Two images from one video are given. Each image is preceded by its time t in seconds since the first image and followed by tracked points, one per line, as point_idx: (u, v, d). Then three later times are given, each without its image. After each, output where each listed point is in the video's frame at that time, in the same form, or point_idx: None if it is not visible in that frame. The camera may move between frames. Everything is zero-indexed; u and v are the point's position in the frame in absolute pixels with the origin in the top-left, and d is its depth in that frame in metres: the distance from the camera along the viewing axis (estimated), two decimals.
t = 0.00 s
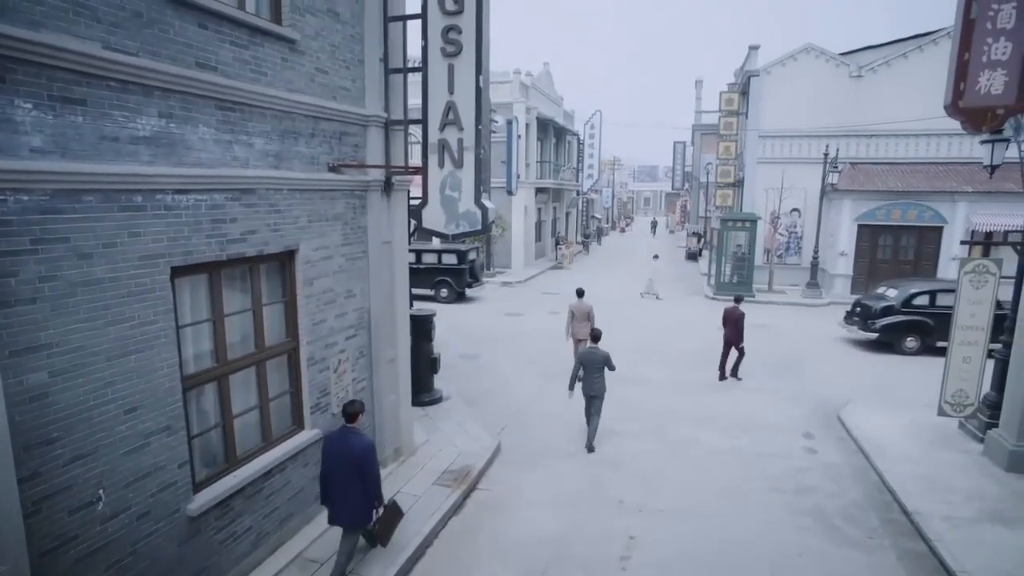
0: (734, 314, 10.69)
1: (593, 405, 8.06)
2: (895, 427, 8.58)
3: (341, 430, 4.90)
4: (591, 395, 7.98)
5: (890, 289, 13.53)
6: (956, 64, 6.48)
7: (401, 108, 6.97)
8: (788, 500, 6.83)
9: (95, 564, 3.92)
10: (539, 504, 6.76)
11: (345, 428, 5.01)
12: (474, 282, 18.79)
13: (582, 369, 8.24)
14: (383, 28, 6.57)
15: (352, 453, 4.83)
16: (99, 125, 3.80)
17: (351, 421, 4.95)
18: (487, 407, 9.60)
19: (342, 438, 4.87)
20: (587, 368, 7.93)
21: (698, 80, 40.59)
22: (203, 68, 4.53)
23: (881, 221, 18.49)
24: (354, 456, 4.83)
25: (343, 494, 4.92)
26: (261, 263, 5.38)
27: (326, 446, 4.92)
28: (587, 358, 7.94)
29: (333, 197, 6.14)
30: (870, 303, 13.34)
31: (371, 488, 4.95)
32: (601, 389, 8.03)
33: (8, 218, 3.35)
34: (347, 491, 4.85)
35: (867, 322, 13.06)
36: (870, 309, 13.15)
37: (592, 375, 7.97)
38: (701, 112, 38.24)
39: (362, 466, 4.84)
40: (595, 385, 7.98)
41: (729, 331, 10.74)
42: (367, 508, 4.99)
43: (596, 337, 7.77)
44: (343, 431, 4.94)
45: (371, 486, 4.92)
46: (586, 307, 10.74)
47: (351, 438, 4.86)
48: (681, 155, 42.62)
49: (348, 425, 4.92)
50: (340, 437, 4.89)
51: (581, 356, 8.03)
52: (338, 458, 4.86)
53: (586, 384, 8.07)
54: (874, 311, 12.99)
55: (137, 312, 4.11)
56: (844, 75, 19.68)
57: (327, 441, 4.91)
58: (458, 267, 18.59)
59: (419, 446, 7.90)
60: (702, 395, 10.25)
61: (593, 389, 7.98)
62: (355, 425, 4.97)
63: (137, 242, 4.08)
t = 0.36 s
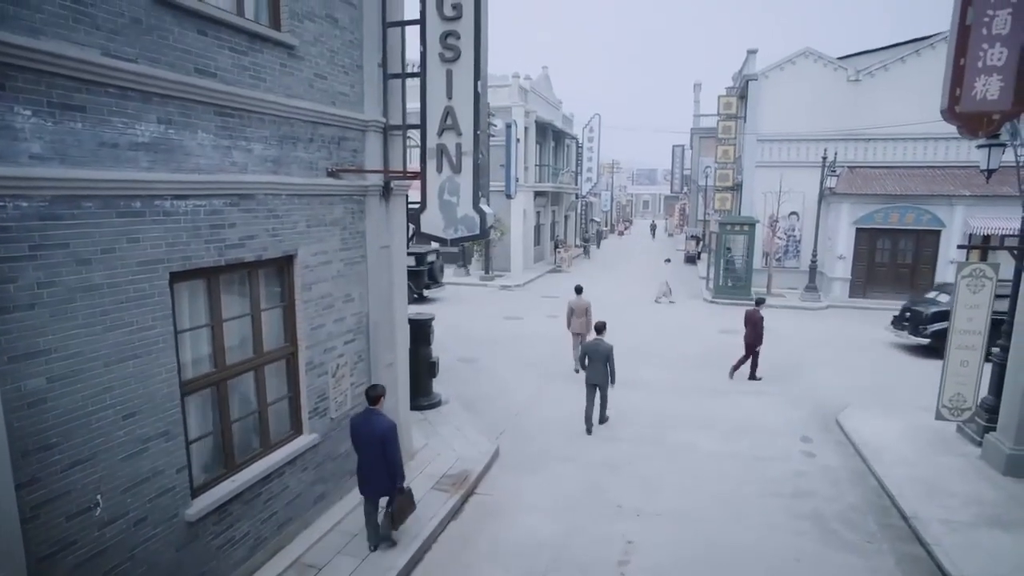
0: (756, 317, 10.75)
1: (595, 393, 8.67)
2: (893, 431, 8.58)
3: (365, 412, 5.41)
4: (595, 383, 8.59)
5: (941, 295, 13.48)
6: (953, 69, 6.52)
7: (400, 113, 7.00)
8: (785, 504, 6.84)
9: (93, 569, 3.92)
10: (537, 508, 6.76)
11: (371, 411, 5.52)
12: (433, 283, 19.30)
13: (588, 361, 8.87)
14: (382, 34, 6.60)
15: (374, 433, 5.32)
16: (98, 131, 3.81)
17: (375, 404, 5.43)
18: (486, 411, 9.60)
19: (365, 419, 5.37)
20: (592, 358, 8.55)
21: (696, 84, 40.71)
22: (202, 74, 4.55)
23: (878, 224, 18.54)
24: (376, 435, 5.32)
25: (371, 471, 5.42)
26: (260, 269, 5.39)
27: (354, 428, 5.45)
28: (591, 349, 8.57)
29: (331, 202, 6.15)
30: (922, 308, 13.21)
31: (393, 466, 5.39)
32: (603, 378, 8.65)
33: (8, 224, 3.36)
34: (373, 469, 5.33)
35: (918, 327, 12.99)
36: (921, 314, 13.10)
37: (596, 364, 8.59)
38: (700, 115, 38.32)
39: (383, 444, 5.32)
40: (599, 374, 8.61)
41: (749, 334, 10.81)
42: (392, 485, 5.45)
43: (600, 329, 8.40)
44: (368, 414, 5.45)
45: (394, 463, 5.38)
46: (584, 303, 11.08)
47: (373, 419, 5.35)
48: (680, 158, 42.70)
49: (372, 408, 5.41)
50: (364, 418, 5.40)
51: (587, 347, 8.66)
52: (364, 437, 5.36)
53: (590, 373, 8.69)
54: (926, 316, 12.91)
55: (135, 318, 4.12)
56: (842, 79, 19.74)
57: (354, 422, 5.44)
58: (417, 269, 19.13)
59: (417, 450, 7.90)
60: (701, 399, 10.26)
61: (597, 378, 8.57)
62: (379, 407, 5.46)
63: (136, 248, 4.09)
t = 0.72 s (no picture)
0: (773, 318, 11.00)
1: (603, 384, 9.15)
2: (891, 433, 8.60)
3: (396, 403, 5.83)
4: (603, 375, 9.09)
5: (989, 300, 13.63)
6: (948, 73, 6.54)
7: (398, 116, 7.02)
8: (784, 506, 6.85)
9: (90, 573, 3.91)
10: (535, 511, 6.76)
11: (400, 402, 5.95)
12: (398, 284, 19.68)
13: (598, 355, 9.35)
14: (381, 37, 6.61)
15: (405, 423, 5.74)
16: (97, 134, 3.82)
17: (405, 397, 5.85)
18: (484, 414, 9.60)
19: (397, 409, 5.78)
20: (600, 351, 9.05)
21: (693, 87, 40.86)
22: (200, 77, 4.56)
23: (876, 227, 18.60)
24: (407, 426, 5.74)
25: (396, 458, 5.82)
26: (258, 271, 5.39)
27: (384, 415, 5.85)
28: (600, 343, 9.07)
29: (330, 205, 6.16)
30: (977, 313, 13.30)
31: (418, 454, 5.83)
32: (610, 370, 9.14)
33: (6, 227, 3.36)
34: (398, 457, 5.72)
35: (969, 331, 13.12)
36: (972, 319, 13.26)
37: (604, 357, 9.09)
38: (697, 118, 38.44)
39: (412, 434, 5.75)
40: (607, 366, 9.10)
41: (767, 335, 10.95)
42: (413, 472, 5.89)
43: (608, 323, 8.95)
44: (398, 404, 5.88)
45: (419, 452, 5.82)
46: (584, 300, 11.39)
47: (405, 410, 5.77)
48: (678, 161, 42.80)
49: (403, 399, 5.83)
50: (396, 408, 5.81)
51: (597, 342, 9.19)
52: (395, 426, 5.78)
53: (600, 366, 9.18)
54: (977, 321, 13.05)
55: (134, 321, 4.12)
56: (839, 83, 19.78)
57: (384, 412, 5.84)
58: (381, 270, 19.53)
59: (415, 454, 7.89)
60: (700, 402, 10.27)
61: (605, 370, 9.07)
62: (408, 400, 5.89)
63: (134, 251, 4.09)
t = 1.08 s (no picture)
0: (796, 317, 11.11)
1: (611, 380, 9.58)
2: (890, 436, 8.60)
3: (414, 390, 6.18)
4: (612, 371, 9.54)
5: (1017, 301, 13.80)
6: (946, 76, 6.56)
7: (397, 118, 7.02)
8: (783, 508, 6.85)
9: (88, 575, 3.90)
10: (536, 513, 6.75)
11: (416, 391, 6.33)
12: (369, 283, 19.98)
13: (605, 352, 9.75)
14: (380, 39, 6.63)
15: (425, 407, 6.13)
16: (96, 136, 3.82)
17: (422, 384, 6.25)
18: (484, 416, 9.59)
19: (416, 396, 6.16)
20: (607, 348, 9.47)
21: (691, 90, 40.90)
22: (200, 79, 4.56)
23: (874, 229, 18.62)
24: (427, 410, 6.13)
25: (419, 443, 6.17)
26: (257, 273, 5.38)
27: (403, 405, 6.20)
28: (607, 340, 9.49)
29: (329, 207, 6.16)
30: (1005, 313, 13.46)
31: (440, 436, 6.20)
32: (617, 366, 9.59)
33: (4, 227, 3.36)
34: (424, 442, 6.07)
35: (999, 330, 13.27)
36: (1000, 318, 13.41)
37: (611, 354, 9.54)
38: (696, 122, 38.45)
39: (433, 417, 6.13)
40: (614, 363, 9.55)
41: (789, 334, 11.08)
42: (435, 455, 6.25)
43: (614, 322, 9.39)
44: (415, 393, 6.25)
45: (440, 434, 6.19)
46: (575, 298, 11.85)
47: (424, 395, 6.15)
48: (677, 164, 42.86)
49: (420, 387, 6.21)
50: (414, 396, 6.19)
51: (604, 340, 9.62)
52: (415, 413, 6.14)
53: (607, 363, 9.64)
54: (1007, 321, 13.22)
55: (132, 322, 4.11)
56: (837, 86, 19.85)
57: (403, 400, 6.20)
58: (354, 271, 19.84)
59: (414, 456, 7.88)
60: (699, 404, 10.27)
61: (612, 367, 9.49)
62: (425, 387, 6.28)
63: (133, 252, 4.09)
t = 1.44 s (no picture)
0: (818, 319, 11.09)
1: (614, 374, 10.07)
2: (887, 437, 8.62)
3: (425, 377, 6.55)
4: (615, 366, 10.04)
5: None
6: (941, 79, 6.60)
7: (395, 120, 7.02)
8: (781, 509, 6.85)
9: None
10: (535, 515, 6.74)
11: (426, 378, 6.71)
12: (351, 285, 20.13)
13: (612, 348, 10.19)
14: (378, 41, 6.64)
15: (435, 392, 6.49)
16: (94, 136, 3.81)
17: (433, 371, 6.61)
18: (482, 419, 9.58)
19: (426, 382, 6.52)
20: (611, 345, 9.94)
21: (688, 94, 40.99)
22: (197, 80, 4.56)
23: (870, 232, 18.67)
24: (437, 395, 6.49)
25: (432, 427, 6.54)
26: (255, 275, 5.37)
27: (414, 393, 6.57)
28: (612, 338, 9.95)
29: (327, 209, 6.15)
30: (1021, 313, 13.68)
31: (451, 420, 6.54)
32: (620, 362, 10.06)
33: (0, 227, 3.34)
34: (436, 426, 6.43)
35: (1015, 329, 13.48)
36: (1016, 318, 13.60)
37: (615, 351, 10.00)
38: (693, 126, 38.50)
39: (443, 402, 6.49)
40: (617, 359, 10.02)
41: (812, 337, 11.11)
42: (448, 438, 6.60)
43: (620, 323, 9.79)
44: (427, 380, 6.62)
45: (451, 418, 6.54)
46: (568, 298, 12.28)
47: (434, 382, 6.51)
48: (674, 168, 42.94)
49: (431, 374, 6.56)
50: (426, 382, 6.56)
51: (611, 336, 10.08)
52: (427, 398, 6.51)
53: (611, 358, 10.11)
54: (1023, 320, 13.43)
55: (129, 323, 4.10)
56: (832, 90, 19.96)
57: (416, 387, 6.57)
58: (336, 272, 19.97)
59: (411, 459, 7.86)
60: (697, 406, 10.27)
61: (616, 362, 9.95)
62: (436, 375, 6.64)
63: (130, 253, 4.08)
